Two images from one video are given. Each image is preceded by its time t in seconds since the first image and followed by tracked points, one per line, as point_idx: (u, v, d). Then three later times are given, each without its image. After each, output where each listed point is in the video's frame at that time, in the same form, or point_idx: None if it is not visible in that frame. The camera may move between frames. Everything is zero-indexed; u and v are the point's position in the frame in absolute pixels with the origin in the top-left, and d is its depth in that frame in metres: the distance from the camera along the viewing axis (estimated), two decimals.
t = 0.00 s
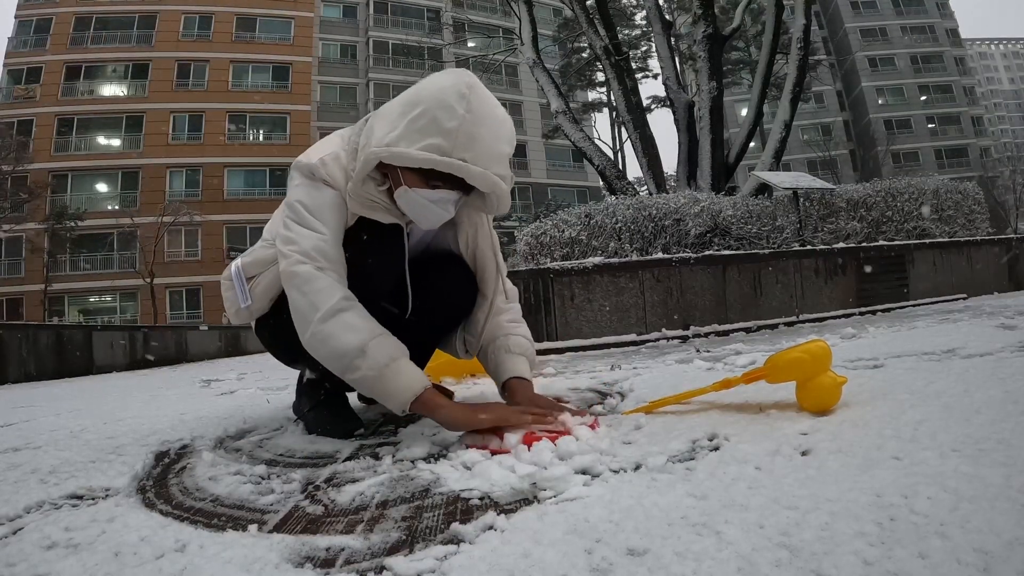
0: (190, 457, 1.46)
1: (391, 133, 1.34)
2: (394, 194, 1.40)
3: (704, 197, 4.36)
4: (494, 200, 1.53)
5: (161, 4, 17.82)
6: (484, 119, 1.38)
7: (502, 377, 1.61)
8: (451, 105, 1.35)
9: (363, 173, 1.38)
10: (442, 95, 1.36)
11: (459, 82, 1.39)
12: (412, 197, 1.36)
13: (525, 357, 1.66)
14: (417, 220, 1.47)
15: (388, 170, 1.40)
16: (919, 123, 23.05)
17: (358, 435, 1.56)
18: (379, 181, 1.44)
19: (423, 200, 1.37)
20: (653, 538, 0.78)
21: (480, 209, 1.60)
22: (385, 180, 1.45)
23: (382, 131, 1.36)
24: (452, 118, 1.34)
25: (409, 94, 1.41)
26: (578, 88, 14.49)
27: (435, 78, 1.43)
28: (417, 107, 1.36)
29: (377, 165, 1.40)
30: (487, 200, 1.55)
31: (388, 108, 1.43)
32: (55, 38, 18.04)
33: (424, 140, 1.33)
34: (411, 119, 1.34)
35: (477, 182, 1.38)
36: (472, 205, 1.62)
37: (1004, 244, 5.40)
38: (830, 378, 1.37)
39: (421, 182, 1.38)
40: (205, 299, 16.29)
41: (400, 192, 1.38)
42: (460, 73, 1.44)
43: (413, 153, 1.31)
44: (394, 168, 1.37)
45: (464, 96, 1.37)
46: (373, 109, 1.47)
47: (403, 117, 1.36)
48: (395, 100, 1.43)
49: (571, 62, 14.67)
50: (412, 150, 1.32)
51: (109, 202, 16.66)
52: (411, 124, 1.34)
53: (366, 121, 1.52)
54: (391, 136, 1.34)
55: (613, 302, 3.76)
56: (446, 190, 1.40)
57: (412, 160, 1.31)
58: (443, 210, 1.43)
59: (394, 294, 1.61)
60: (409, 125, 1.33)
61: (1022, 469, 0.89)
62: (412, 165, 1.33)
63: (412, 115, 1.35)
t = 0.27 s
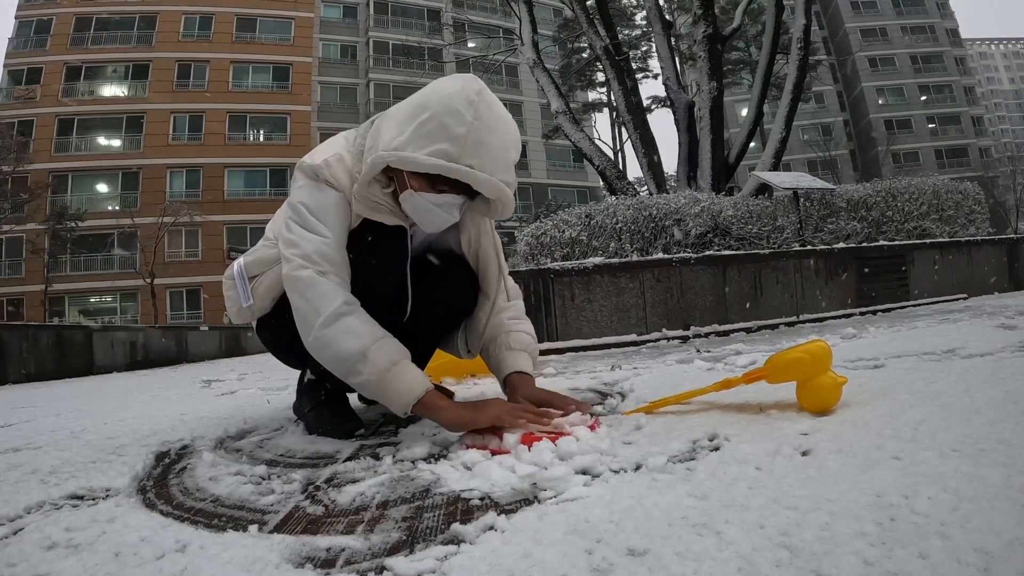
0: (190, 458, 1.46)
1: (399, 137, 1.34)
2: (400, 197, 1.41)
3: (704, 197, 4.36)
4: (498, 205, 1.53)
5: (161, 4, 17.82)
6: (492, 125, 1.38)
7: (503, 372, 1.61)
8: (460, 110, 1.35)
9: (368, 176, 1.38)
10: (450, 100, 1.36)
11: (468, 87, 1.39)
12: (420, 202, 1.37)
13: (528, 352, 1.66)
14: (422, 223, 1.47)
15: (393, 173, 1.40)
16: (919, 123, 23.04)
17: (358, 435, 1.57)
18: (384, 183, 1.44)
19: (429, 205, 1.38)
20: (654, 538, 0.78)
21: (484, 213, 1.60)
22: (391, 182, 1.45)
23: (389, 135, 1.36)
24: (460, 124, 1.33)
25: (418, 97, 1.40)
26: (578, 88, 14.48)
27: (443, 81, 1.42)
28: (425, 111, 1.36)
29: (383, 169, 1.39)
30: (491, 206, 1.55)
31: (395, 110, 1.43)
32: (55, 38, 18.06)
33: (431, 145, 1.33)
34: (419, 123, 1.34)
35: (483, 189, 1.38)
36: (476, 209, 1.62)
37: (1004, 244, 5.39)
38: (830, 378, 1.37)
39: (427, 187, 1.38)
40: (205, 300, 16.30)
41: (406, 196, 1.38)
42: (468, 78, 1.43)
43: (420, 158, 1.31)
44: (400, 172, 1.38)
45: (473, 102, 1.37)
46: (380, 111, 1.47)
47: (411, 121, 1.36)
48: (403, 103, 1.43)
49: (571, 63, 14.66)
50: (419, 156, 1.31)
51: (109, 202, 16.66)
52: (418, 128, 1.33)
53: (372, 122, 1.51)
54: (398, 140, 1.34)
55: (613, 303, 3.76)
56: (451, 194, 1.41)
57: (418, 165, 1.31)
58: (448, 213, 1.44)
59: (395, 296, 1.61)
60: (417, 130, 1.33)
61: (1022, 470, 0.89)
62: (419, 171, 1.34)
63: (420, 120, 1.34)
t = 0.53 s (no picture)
0: (190, 458, 1.46)
1: (405, 142, 1.34)
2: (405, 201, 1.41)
3: (704, 197, 4.36)
4: (502, 212, 1.53)
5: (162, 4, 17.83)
6: (499, 132, 1.38)
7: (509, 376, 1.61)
8: (467, 116, 1.34)
9: (373, 179, 1.38)
10: (458, 106, 1.36)
11: (476, 93, 1.39)
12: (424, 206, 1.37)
13: (534, 356, 1.66)
14: (426, 227, 1.48)
15: (399, 177, 1.40)
16: (920, 123, 23.04)
17: (358, 435, 1.57)
18: (390, 185, 1.43)
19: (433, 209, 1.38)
20: (653, 538, 0.78)
21: (488, 218, 1.60)
22: (396, 185, 1.45)
23: (395, 139, 1.36)
24: (468, 131, 1.33)
25: (426, 102, 1.40)
26: (578, 88, 14.48)
27: (452, 85, 1.42)
28: (432, 117, 1.35)
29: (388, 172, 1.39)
30: (495, 212, 1.55)
31: (402, 113, 1.42)
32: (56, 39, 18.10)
33: (438, 151, 1.32)
34: (426, 128, 1.34)
35: (488, 197, 1.38)
36: (481, 214, 1.61)
37: (1004, 244, 5.39)
38: (831, 378, 1.37)
39: (432, 192, 1.38)
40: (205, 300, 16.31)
41: (411, 200, 1.38)
42: (477, 84, 1.43)
43: (425, 165, 1.31)
44: (406, 176, 1.38)
45: (480, 108, 1.37)
46: (387, 113, 1.47)
47: (418, 125, 1.36)
48: (411, 106, 1.42)
49: (571, 62, 14.66)
50: (425, 162, 1.31)
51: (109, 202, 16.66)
52: (426, 133, 1.33)
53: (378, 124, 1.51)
54: (404, 144, 1.34)
55: (614, 303, 3.76)
56: (456, 199, 1.41)
57: (425, 171, 1.31)
58: (452, 217, 1.44)
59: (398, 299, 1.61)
60: (423, 135, 1.33)
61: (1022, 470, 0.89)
62: (425, 176, 1.34)
63: (427, 124, 1.34)
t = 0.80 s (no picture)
0: (191, 458, 1.46)
1: (403, 142, 1.35)
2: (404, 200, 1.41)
3: (704, 197, 4.36)
4: (503, 214, 1.53)
5: (162, 5, 17.84)
6: (499, 133, 1.38)
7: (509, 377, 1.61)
8: (467, 116, 1.35)
9: (373, 179, 1.38)
10: (458, 106, 1.36)
11: (477, 94, 1.39)
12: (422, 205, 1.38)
13: (533, 357, 1.66)
14: (426, 227, 1.48)
15: (399, 176, 1.40)
16: (920, 123, 23.05)
17: (358, 435, 1.57)
18: (390, 185, 1.44)
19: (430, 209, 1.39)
20: (654, 538, 0.78)
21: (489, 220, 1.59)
22: (395, 184, 1.45)
23: (395, 139, 1.36)
24: (468, 131, 1.34)
25: (426, 102, 1.40)
26: (578, 88, 14.49)
27: (453, 85, 1.42)
28: (433, 117, 1.36)
29: (388, 172, 1.40)
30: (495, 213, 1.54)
31: (402, 113, 1.43)
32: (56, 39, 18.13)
33: (437, 151, 1.33)
34: (427, 128, 1.34)
35: (488, 198, 1.38)
36: (482, 215, 1.61)
37: (1004, 243, 5.39)
38: (831, 378, 1.37)
39: (431, 191, 1.38)
40: (205, 300, 16.32)
41: (410, 200, 1.38)
42: (478, 83, 1.43)
43: (424, 166, 1.31)
44: (405, 176, 1.38)
45: (480, 107, 1.37)
46: (387, 112, 1.47)
47: (418, 125, 1.36)
48: (411, 106, 1.43)
49: (571, 62, 14.66)
50: (424, 161, 1.31)
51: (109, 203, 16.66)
52: (426, 133, 1.33)
53: (379, 122, 1.52)
54: (404, 145, 1.34)
55: (614, 303, 3.76)
56: (456, 200, 1.41)
57: (423, 171, 1.31)
58: (451, 218, 1.44)
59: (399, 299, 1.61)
60: (422, 135, 1.34)
61: (1022, 469, 0.89)
62: (424, 177, 1.34)
63: (426, 125, 1.35)
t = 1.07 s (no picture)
0: (191, 458, 1.46)
1: (395, 133, 1.35)
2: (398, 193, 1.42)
3: (704, 197, 4.36)
4: (497, 197, 1.54)
5: (162, 6, 17.85)
6: (488, 117, 1.38)
7: (519, 357, 1.62)
8: (455, 104, 1.35)
9: (367, 173, 1.38)
10: (446, 94, 1.36)
11: (464, 80, 1.39)
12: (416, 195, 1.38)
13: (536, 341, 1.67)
14: (422, 219, 1.48)
15: (392, 169, 1.40)
16: (920, 123, 23.06)
17: (358, 436, 1.57)
18: (384, 179, 1.44)
19: (425, 198, 1.39)
20: (654, 539, 0.78)
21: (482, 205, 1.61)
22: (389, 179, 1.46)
23: (387, 131, 1.36)
24: (457, 117, 1.34)
25: (414, 93, 1.40)
26: (578, 88, 14.51)
27: (440, 74, 1.42)
28: (421, 107, 1.36)
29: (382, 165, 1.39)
30: (490, 197, 1.56)
31: (391, 107, 1.43)
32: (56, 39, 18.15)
33: (429, 138, 1.33)
34: (416, 118, 1.34)
35: (484, 180, 1.39)
36: (473, 202, 1.62)
37: (1005, 244, 5.39)
38: (831, 378, 1.37)
39: (424, 180, 1.39)
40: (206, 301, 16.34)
41: (404, 191, 1.39)
42: (464, 71, 1.43)
43: (419, 153, 1.31)
44: (399, 168, 1.38)
45: (468, 96, 1.37)
46: (376, 110, 1.47)
47: (407, 115, 1.36)
48: (400, 99, 1.43)
49: (571, 63, 14.66)
50: (417, 150, 1.32)
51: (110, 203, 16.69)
52: (416, 122, 1.34)
53: (369, 121, 1.52)
54: (396, 134, 1.34)
55: (614, 303, 3.76)
56: (449, 186, 1.42)
57: (416, 159, 1.32)
58: (445, 206, 1.45)
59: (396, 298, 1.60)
60: (413, 125, 1.33)
61: (1023, 470, 0.89)
62: (417, 165, 1.34)
63: (416, 115, 1.35)
